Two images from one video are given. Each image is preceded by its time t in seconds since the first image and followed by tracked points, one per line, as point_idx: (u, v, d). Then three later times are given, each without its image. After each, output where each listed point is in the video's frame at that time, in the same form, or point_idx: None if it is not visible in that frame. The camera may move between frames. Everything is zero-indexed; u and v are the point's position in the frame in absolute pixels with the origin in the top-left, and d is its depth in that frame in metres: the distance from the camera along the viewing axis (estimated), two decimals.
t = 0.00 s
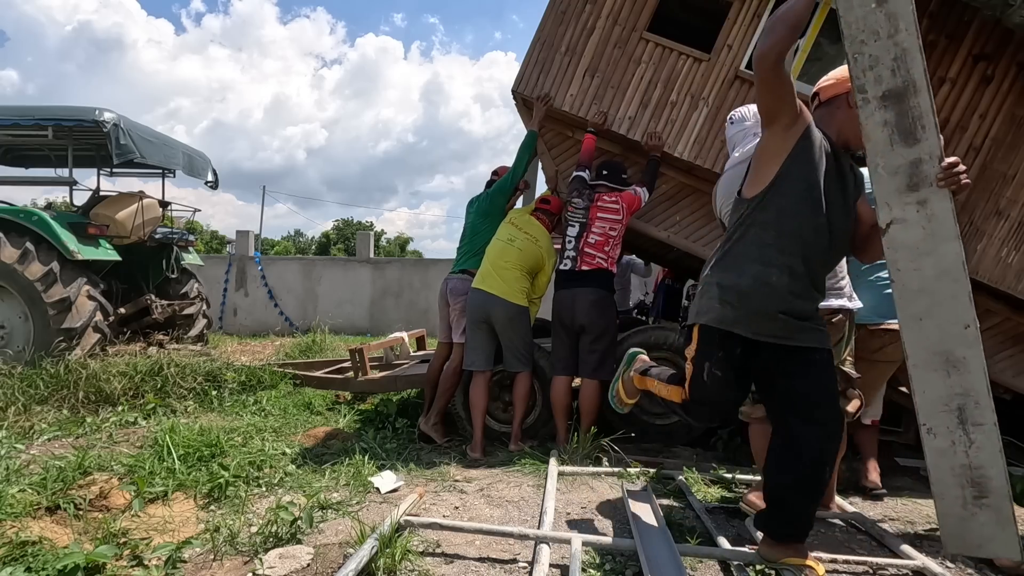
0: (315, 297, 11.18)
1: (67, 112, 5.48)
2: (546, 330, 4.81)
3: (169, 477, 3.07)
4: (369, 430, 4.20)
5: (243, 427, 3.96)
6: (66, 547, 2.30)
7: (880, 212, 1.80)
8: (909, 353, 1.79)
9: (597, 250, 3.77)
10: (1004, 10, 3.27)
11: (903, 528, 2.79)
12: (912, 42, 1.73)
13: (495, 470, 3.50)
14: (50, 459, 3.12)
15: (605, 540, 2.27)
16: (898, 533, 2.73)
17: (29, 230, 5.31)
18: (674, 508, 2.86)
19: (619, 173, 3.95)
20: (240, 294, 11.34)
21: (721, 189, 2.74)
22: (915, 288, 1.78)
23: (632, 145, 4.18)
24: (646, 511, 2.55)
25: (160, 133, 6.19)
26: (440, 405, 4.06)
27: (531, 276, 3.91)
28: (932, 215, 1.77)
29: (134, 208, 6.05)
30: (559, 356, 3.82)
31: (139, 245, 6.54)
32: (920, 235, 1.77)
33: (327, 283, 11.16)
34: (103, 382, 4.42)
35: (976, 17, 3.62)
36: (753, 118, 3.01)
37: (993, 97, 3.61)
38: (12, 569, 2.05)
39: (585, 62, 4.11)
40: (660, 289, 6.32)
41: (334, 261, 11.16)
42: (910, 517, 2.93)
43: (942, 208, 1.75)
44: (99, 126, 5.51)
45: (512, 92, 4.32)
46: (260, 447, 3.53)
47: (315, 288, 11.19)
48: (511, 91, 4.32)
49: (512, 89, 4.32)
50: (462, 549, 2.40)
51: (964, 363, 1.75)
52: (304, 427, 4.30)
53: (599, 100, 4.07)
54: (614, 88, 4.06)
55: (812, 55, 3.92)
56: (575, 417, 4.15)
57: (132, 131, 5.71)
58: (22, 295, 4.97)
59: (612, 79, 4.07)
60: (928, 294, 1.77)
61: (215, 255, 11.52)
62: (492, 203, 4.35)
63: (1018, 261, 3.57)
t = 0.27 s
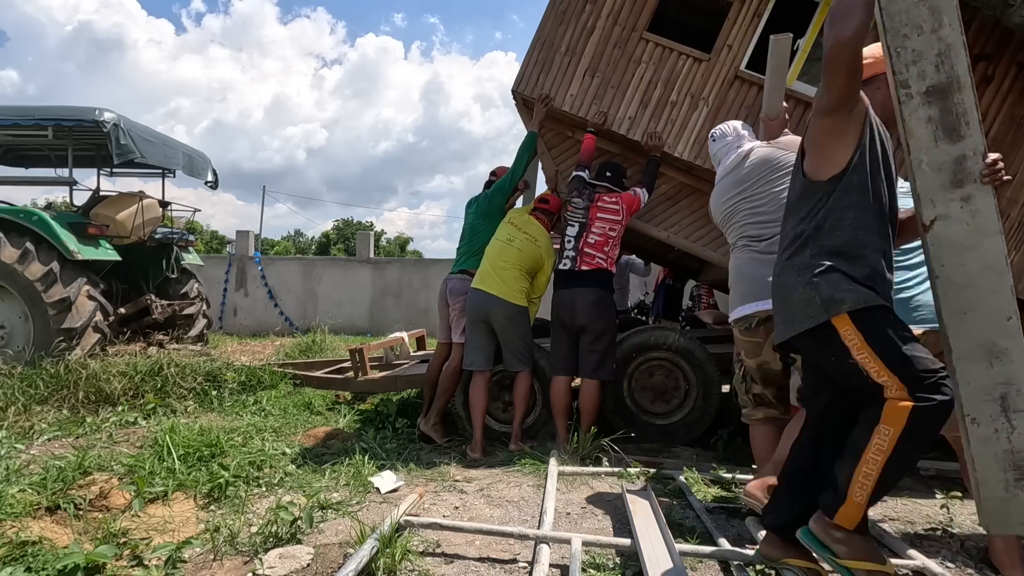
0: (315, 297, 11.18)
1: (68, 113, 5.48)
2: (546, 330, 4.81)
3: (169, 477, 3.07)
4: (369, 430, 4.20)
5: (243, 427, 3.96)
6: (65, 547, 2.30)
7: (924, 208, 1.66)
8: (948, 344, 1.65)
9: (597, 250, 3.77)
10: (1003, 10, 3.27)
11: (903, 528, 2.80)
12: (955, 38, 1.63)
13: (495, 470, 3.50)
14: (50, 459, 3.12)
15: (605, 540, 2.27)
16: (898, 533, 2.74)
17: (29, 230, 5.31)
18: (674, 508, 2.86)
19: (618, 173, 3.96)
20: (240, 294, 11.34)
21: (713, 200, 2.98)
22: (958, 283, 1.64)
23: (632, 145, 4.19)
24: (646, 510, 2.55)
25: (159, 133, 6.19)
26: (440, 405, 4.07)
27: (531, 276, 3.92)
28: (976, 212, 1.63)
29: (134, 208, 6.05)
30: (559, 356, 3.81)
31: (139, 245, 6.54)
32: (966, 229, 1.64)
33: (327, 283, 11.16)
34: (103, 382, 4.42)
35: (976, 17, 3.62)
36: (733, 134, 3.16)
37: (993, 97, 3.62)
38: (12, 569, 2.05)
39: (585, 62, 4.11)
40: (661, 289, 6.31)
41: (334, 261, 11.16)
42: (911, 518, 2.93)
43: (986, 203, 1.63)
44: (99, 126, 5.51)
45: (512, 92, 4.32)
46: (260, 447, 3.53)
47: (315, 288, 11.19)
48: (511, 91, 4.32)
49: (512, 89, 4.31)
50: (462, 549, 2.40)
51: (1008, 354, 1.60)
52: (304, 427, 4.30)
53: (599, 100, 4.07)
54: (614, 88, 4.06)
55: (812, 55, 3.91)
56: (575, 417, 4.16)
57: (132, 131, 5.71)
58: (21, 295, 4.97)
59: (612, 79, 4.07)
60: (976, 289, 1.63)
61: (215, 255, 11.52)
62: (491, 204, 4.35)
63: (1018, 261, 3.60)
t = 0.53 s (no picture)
0: (315, 297, 11.18)
1: (67, 113, 5.48)
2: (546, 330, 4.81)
3: (169, 477, 3.07)
4: (369, 430, 4.20)
5: (243, 427, 3.95)
6: (66, 547, 2.30)
7: None
8: None
9: (596, 250, 3.77)
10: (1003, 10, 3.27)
11: (903, 528, 2.80)
12: None
13: (495, 470, 3.50)
14: (50, 459, 3.12)
15: (605, 540, 2.27)
16: (897, 533, 2.74)
17: (29, 230, 5.31)
18: (674, 508, 2.86)
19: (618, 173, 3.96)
20: (240, 294, 11.34)
21: (711, 206, 2.97)
22: None
23: (631, 146, 4.19)
24: (646, 511, 2.55)
25: (159, 133, 6.19)
26: (440, 405, 4.07)
27: (530, 275, 3.92)
28: None
29: (134, 208, 6.05)
30: (558, 355, 3.81)
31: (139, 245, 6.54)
32: None
33: (327, 283, 11.15)
34: (103, 382, 4.42)
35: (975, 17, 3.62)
36: (733, 139, 3.07)
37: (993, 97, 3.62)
38: (12, 569, 2.05)
39: (585, 62, 4.11)
40: (661, 289, 6.31)
41: (334, 262, 11.16)
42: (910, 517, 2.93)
43: None
44: (99, 126, 5.51)
45: (512, 92, 4.32)
46: (260, 447, 3.53)
47: (315, 288, 11.19)
48: (511, 91, 4.32)
49: (512, 89, 4.31)
50: (462, 549, 2.40)
51: None
52: (304, 427, 4.30)
53: (599, 100, 4.07)
54: (614, 88, 4.06)
55: (812, 55, 3.91)
56: (575, 417, 4.16)
57: (132, 130, 5.71)
58: (22, 295, 4.97)
59: (612, 79, 4.07)
60: None
61: (215, 255, 11.52)
62: (490, 204, 4.35)
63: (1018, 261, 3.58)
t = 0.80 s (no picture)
0: (315, 297, 11.18)
1: (68, 113, 5.48)
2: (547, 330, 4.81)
3: (169, 477, 3.07)
4: (369, 430, 4.20)
5: (243, 427, 3.95)
6: (66, 547, 2.30)
7: None
8: None
9: (596, 250, 3.77)
10: (1003, 9, 3.27)
11: (903, 528, 2.80)
12: None
13: (495, 470, 3.50)
14: (50, 459, 3.12)
15: (605, 540, 2.27)
16: (897, 533, 2.74)
17: (29, 230, 5.31)
18: (674, 508, 2.86)
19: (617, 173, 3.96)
20: (240, 294, 11.34)
21: (712, 213, 2.96)
22: None
23: (631, 146, 4.19)
24: (646, 511, 2.55)
25: (159, 133, 6.19)
26: (440, 405, 4.06)
27: (530, 275, 3.91)
28: None
29: (134, 208, 6.05)
30: (558, 355, 3.81)
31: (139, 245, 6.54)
32: None
33: (327, 283, 11.15)
34: (103, 382, 4.42)
35: (975, 16, 3.62)
36: (734, 144, 3.03)
37: (993, 97, 3.62)
38: (12, 569, 2.05)
39: (585, 62, 4.11)
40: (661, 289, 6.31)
41: (334, 262, 11.16)
42: (910, 517, 2.94)
43: None
44: (99, 125, 5.51)
45: (512, 92, 4.32)
46: (260, 447, 3.53)
47: (315, 288, 11.19)
48: (511, 91, 4.32)
49: (512, 89, 4.31)
50: (462, 549, 2.40)
51: None
52: (304, 427, 4.30)
53: (599, 100, 4.07)
54: (614, 88, 4.06)
55: (812, 55, 3.91)
56: (575, 416, 4.16)
57: (132, 131, 5.72)
58: (22, 295, 4.97)
59: (612, 79, 4.07)
60: None
61: (215, 255, 11.52)
62: (490, 203, 4.34)
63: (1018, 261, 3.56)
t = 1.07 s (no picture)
0: (315, 297, 11.18)
1: (68, 113, 5.48)
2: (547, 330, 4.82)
3: (169, 477, 3.07)
4: (369, 430, 4.20)
5: (243, 427, 3.95)
6: (66, 547, 2.30)
7: None
8: None
9: (596, 251, 3.77)
10: (1003, 10, 3.27)
11: (903, 528, 2.80)
12: None
13: (495, 470, 3.50)
14: (50, 459, 3.12)
15: (605, 540, 2.27)
16: (898, 533, 2.74)
17: (29, 230, 5.31)
18: (674, 508, 2.86)
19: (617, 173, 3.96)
20: (240, 294, 11.34)
21: (711, 215, 2.95)
22: None
23: (631, 146, 4.19)
24: (646, 511, 2.55)
25: (159, 133, 6.19)
26: (440, 405, 4.06)
27: (530, 275, 3.92)
28: None
29: (134, 208, 6.05)
30: (558, 355, 3.81)
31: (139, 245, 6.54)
32: None
33: (327, 283, 11.15)
34: (103, 382, 4.42)
35: (975, 17, 3.62)
36: (735, 146, 2.99)
37: (993, 97, 3.62)
38: (12, 569, 2.05)
39: (585, 62, 4.11)
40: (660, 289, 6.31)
41: (334, 262, 11.16)
42: (910, 517, 2.94)
43: None
44: (99, 126, 5.51)
45: (512, 92, 4.32)
46: (260, 447, 3.53)
47: (315, 288, 11.19)
48: (511, 91, 4.32)
49: (512, 89, 4.31)
50: (462, 549, 2.40)
51: None
52: (304, 427, 4.30)
53: (599, 100, 4.07)
54: (614, 88, 4.06)
55: (812, 55, 3.91)
56: (575, 416, 4.16)
57: (132, 131, 5.72)
58: (22, 295, 4.97)
59: (612, 79, 4.07)
60: None
61: (215, 255, 11.51)
62: (491, 203, 4.34)
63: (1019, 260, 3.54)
